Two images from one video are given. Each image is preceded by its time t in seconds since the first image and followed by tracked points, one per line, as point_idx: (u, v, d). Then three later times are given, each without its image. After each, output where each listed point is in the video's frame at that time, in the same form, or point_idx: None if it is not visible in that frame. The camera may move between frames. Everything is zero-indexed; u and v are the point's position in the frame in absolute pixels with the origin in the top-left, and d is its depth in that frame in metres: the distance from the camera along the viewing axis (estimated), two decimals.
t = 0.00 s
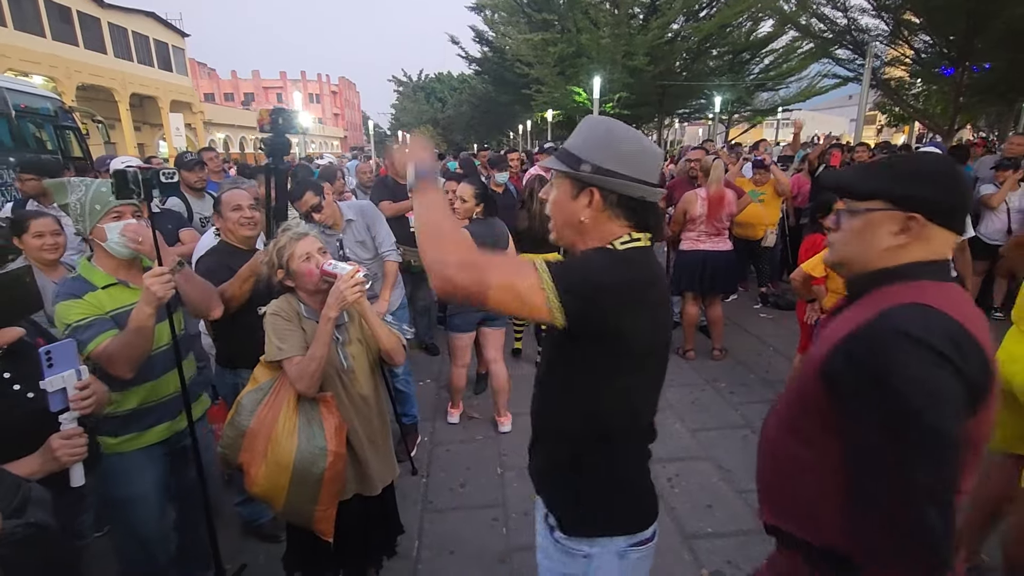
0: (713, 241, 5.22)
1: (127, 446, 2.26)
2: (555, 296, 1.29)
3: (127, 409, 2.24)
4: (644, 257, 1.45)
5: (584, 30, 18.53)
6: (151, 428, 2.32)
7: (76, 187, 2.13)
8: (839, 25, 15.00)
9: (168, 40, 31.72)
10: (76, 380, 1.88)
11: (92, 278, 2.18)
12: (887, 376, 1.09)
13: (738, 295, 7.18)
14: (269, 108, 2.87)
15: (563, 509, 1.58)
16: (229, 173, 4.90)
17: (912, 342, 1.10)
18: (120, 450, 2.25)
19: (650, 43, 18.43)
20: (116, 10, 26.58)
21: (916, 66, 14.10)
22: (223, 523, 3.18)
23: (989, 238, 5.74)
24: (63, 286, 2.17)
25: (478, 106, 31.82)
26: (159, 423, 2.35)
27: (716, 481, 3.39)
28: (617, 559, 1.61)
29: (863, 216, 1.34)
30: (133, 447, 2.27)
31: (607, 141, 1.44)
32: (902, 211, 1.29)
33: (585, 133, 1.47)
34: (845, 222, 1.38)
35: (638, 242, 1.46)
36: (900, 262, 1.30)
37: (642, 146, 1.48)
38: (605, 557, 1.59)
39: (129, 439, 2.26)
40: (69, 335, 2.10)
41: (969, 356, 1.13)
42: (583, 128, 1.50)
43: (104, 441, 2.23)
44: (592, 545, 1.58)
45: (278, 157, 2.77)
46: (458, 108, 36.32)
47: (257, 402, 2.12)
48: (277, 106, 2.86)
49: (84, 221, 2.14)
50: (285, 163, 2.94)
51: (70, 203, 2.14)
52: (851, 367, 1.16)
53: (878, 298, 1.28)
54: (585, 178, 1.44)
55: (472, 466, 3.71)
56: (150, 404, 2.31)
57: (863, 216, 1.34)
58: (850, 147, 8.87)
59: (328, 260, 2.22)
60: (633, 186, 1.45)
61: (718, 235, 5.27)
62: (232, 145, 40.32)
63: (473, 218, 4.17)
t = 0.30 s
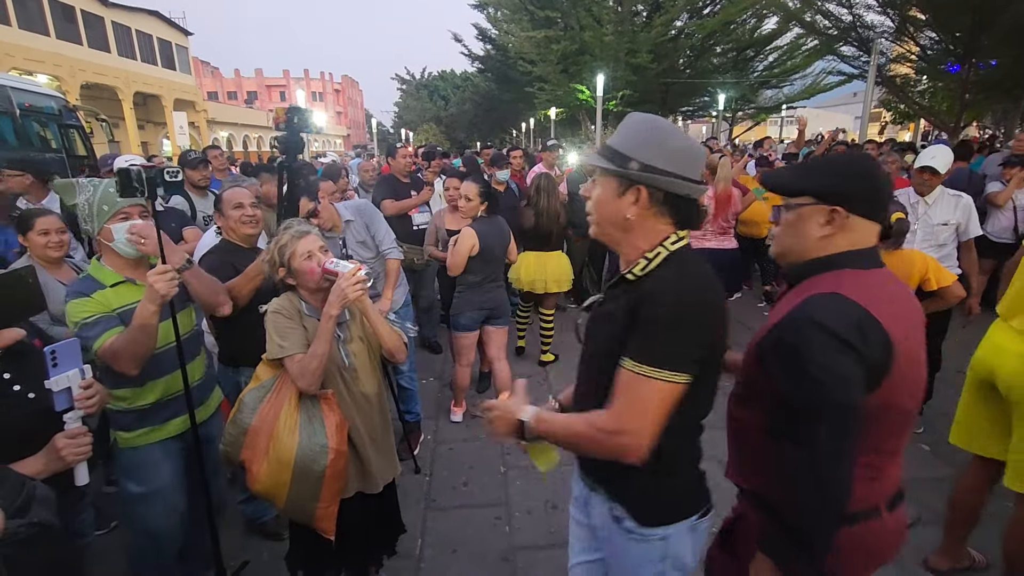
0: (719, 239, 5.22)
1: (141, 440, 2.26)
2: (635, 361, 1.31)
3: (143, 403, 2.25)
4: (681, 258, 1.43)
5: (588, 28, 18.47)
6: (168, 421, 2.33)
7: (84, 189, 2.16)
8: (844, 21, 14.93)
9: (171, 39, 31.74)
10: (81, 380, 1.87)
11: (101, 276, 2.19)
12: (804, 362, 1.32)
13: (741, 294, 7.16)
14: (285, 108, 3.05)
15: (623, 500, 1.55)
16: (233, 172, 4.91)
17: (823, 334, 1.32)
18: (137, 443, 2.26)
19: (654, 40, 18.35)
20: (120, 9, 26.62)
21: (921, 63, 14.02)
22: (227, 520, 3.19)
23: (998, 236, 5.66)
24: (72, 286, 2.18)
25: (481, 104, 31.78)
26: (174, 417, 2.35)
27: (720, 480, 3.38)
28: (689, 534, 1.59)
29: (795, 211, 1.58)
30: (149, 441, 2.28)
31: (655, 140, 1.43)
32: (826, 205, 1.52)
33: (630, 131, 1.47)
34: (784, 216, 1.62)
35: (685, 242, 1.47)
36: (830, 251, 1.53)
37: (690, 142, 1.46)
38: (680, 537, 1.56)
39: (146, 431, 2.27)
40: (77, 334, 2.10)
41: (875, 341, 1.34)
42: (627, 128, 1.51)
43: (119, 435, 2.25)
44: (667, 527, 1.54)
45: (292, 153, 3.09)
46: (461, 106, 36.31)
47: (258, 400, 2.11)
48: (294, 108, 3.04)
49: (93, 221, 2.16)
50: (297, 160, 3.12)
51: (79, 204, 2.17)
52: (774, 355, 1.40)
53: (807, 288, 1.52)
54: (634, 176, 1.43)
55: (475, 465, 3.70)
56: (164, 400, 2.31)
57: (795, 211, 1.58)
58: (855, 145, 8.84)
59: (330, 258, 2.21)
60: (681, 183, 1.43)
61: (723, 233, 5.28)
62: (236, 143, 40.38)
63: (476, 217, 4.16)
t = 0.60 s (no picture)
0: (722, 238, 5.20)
1: (148, 440, 2.25)
2: (724, 359, 1.39)
3: (150, 402, 2.25)
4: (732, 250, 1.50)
5: (589, 26, 18.45)
6: (176, 421, 2.34)
7: (80, 190, 2.18)
8: (846, 19, 14.89)
9: (173, 38, 31.76)
10: (79, 379, 1.87)
11: (100, 277, 2.16)
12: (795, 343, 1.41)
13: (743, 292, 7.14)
14: (291, 104, 3.00)
15: (669, 475, 1.61)
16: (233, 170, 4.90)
17: (805, 308, 1.44)
18: (143, 443, 2.25)
19: (655, 38, 18.33)
20: (122, 9, 26.66)
21: (924, 61, 13.98)
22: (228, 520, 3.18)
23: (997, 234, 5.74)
24: (73, 287, 2.16)
25: (482, 103, 31.76)
26: (180, 416, 2.36)
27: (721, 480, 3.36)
28: (727, 504, 1.64)
29: (773, 203, 1.65)
30: (154, 441, 2.27)
31: (691, 130, 1.51)
32: (801, 198, 1.60)
33: (663, 126, 1.55)
34: (763, 208, 1.71)
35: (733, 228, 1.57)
36: (805, 240, 1.63)
37: (721, 127, 1.54)
38: (720, 509, 1.62)
39: (154, 431, 2.27)
40: (80, 336, 2.09)
41: (848, 316, 1.46)
42: (659, 122, 1.57)
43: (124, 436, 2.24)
44: (707, 499, 1.60)
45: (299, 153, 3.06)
46: (462, 105, 36.29)
47: (258, 398, 2.10)
48: (297, 104, 2.98)
49: (91, 221, 2.16)
50: (303, 159, 3.05)
51: (74, 206, 2.16)
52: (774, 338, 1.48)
53: (784, 272, 1.63)
54: (675, 168, 1.51)
55: (476, 464, 3.68)
56: (168, 400, 2.31)
57: (772, 203, 1.65)
58: (856, 142, 8.81)
59: (330, 257, 2.20)
60: (718, 168, 1.52)
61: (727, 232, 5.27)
62: (237, 143, 40.40)
63: (477, 215, 4.14)
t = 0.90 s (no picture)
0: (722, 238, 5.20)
1: (134, 447, 2.21)
2: (738, 346, 1.48)
3: (134, 411, 2.22)
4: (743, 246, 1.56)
5: (588, 26, 18.42)
6: (164, 426, 2.31)
7: (58, 191, 2.12)
8: (846, 19, 14.89)
9: (172, 38, 31.74)
10: (79, 379, 1.86)
11: (85, 281, 2.12)
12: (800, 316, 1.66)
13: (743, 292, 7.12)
14: (292, 103, 2.99)
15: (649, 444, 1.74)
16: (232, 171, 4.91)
17: (801, 281, 1.74)
18: (127, 451, 2.20)
19: (655, 38, 18.32)
20: (121, 9, 26.66)
21: (924, 60, 13.97)
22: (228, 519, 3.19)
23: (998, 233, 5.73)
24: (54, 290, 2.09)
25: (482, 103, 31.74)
26: (167, 422, 2.33)
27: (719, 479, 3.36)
28: (697, 480, 1.79)
29: (761, 194, 1.99)
30: (138, 449, 2.22)
31: (677, 135, 1.62)
32: (786, 189, 1.94)
33: (661, 133, 1.65)
34: (752, 198, 2.04)
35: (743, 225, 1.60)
36: (788, 224, 1.98)
37: (703, 127, 1.60)
38: (694, 480, 1.76)
39: (142, 437, 2.24)
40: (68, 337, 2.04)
41: (837, 287, 1.79)
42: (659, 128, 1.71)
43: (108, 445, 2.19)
44: (682, 469, 1.74)
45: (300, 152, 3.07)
46: (462, 104, 36.27)
47: (257, 398, 2.10)
48: (299, 103, 2.97)
49: (70, 222, 2.10)
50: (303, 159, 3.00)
51: (51, 207, 2.11)
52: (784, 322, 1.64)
53: (771, 254, 1.99)
54: (657, 167, 1.63)
55: (475, 464, 3.69)
56: (157, 406, 2.28)
57: (761, 194, 1.99)
58: (856, 142, 8.80)
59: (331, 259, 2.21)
60: (696, 164, 1.58)
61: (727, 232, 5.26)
62: (237, 143, 40.38)
63: (474, 214, 4.14)
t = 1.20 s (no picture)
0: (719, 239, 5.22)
1: (117, 459, 2.11)
2: (715, 330, 1.51)
3: (115, 421, 2.10)
4: (723, 235, 1.58)
5: (586, 26, 18.44)
6: (146, 436, 2.21)
7: (37, 195, 1.95)
8: (844, 19, 14.92)
9: (171, 39, 31.74)
10: (83, 382, 1.79)
11: (68, 289, 2.02)
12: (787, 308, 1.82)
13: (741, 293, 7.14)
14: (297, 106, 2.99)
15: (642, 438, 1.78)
16: (231, 173, 4.91)
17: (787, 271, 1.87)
18: (117, 460, 2.12)
19: (653, 38, 18.34)
20: (120, 10, 26.65)
21: (921, 60, 14.00)
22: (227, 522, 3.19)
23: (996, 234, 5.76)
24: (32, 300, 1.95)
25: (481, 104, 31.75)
26: (150, 431, 2.22)
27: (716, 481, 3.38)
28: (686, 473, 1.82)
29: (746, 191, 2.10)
30: (122, 461, 2.13)
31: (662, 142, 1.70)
32: (769, 186, 2.05)
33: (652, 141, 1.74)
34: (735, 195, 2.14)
35: (731, 221, 1.63)
36: (770, 217, 2.08)
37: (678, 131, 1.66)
38: (681, 471, 1.80)
39: (126, 447, 2.14)
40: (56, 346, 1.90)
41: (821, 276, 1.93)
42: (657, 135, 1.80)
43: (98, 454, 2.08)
44: (670, 461, 1.78)
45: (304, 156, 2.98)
46: (461, 105, 36.32)
47: (256, 401, 2.12)
48: (304, 106, 2.97)
49: (54, 228, 1.95)
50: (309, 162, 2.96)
51: (29, 212, 1.93)
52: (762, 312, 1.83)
53: (757, 246, 2.08)
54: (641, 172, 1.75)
55: (474, 464, 3.70)
56: (146, 411, 2.20)
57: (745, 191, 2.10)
58: (854, 142, 8.83)
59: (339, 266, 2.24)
60: (666, 166, 1.65)
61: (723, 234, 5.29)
62: (235, 144, 40.37)
63: (472, 216, 4.16)
